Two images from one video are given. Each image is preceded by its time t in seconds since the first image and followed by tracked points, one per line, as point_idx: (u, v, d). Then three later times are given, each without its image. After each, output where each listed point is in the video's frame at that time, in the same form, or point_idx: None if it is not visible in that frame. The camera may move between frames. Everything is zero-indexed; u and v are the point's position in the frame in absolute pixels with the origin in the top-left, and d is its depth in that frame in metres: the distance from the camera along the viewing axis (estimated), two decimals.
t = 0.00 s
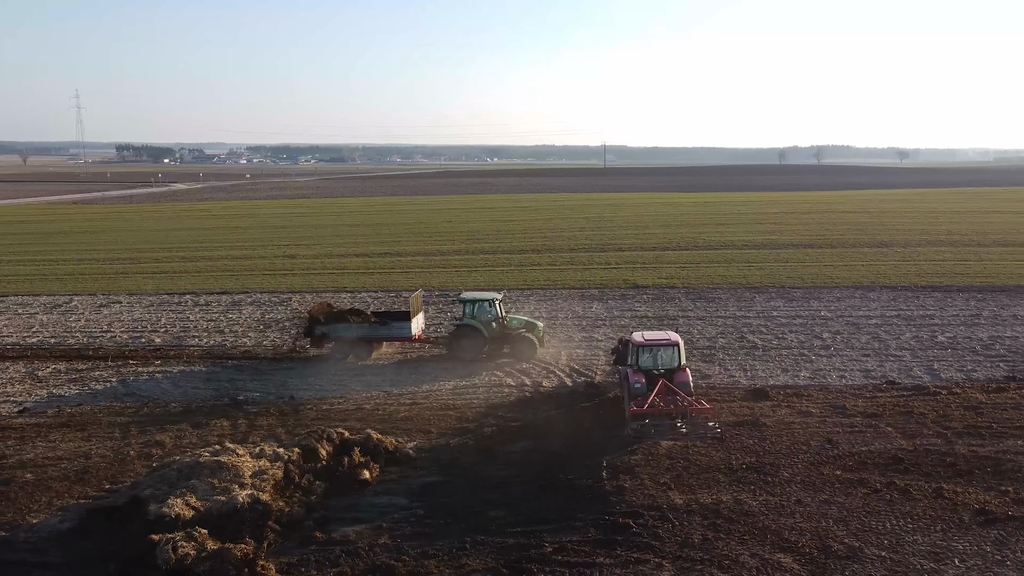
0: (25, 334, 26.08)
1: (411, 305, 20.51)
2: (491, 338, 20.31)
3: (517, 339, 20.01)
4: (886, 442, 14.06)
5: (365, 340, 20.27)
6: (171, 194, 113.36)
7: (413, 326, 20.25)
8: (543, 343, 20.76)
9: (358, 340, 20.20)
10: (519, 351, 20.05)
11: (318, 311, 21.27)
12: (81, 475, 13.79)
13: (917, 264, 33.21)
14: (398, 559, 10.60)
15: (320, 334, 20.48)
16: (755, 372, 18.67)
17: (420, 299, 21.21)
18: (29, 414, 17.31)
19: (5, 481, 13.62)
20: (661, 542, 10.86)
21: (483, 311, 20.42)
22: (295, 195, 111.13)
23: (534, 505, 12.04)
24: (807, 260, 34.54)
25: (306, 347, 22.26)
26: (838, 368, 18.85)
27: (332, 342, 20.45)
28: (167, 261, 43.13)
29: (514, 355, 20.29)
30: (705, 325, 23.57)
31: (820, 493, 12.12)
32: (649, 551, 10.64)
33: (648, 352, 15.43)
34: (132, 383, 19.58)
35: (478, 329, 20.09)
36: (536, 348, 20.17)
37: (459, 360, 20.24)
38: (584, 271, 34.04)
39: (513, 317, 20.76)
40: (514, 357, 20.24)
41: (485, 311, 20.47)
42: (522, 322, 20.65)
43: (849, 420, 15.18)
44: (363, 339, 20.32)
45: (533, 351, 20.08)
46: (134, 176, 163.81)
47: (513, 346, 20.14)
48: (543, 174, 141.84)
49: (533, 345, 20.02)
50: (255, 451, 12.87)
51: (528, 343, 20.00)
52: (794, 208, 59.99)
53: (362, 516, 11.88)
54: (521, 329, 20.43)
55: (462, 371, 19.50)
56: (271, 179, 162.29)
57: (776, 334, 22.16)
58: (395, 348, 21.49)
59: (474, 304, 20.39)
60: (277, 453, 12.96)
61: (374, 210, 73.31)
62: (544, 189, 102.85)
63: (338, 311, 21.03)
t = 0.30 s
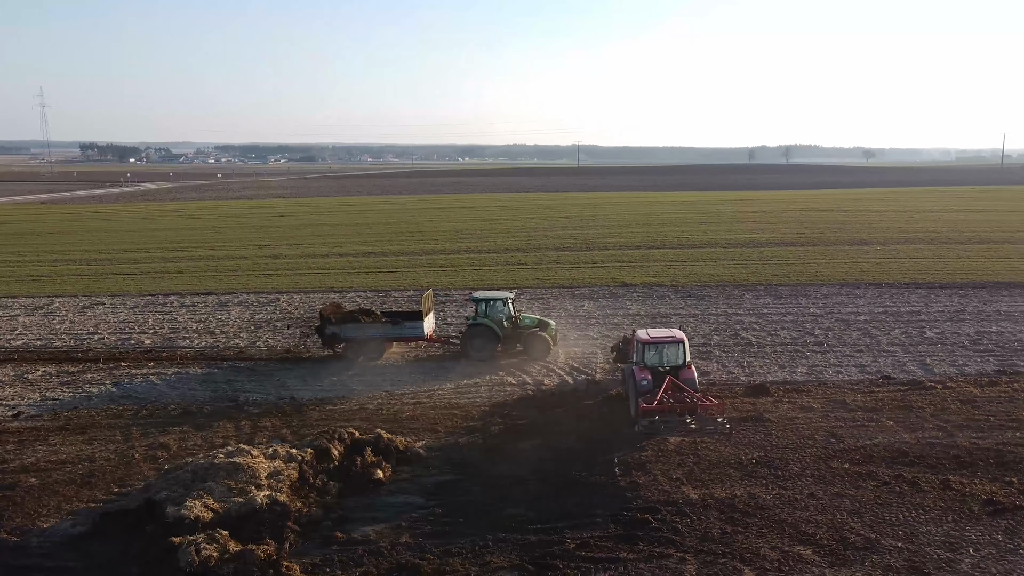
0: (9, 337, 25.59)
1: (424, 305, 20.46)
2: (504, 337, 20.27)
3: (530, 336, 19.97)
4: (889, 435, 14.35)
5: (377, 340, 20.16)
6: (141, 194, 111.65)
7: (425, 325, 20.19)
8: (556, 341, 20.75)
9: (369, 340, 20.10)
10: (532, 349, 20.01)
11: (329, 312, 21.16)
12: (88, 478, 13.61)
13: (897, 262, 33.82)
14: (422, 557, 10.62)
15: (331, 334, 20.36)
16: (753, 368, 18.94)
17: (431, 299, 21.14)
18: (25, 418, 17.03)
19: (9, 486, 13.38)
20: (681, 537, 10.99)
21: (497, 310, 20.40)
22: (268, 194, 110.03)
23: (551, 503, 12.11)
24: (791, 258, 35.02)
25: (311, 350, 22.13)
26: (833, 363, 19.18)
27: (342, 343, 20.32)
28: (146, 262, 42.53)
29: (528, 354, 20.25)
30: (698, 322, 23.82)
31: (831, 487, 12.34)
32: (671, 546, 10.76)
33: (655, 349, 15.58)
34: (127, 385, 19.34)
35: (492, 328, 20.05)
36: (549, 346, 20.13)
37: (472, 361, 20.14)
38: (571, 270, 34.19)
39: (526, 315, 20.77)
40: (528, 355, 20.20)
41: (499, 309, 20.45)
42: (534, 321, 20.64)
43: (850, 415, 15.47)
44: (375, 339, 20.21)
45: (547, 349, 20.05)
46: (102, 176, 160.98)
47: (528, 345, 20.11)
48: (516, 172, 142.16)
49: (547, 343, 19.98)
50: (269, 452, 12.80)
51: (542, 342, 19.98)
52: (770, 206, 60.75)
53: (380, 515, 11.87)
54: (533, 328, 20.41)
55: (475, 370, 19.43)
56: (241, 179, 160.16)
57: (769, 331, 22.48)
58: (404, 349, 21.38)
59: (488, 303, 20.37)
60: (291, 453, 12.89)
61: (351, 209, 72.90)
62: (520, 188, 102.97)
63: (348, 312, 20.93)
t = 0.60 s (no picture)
0: None
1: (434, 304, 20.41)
2: (516, 335, 20.30)
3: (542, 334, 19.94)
4: (889, 429, 14.62)
5: (388, 339, 20.07)
6: (110, 194, 109.76)
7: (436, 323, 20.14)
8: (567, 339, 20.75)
9: (379, 339, 19.99)
10: (544, 347, 20.03)
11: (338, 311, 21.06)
12: (91, 482, 13.41)
13: (876, 259, 34.41)
14: (443, 556, 10.62)
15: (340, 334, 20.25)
16: (748, 365, 19.17)
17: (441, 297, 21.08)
18: (18, 422, 16.71)
19: (10, 491, 13.12)
20: (698, 531, 11.11)
21: (509, 307, 20.38)
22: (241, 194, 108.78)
23: (565, 500, 12.17)
24: (773, 256, 35.46)
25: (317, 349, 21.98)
26: (826, 359, 19.49)
27: (352, 342, 20.22)
28: (122, 263, 41.87)
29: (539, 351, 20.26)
30: (689, 320, 24.04)
31: (839, 480, 12.54)
32: (689, 540, 10.88)
33: (658, 346, 15.73)
34: (119, 388, 19.05)
35: (504, 326, 20.02)
36: (561, 344, 20.16)
37: (484, 359, 20.08)
38: (556, 269, 34.28)
39: (537, 313, 20.77)
40: (540, 353, 20.23)
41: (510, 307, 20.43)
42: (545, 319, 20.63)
43: (849, 409, 15.73)
44: (384, 338, 20.12)
45: (558, 348, 20.04)
46: (67, 176, 157.67)
47: (539, 343, 20.10)
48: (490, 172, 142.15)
49: (559, 341, 20.01)
50: (279, 453, 12.71)
51: (554, 340, 19.97)
52: (746, 205, 61.47)
53: (395, 515, 11.84)
54: (544, 325, 20.43)
55: (487, 369, 19.39)
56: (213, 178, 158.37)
57: (760, 328, 22.77)
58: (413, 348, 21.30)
59: (499, 301, 20.35)
60: (301, 454, 12.83)
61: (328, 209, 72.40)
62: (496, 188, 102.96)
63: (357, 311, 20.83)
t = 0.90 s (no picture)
0: None
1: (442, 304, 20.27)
2: (525, 333, 20.21)
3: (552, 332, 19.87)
4: (887, 423, 14.87)
5: (397, 339, 19.87)
6: (75, 194, 107.67)
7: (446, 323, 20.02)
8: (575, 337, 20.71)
9: (387, 339, 19.79)
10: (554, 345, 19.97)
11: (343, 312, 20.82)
12: (92, 486, 13.15)
13: (856, 257, 34.95)
14: (462, 554, 10.59)
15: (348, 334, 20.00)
16: (743, 362, 19.36)
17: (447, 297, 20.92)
18: (8, 426, 16.33)
19: (9, 497, 12.82)
20: (713, 526, 11.21)
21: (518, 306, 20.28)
22: (211, 193, 107.49)
23: (578, 498, 12.22)
24: (753, 253, 35.84)
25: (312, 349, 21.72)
26: (818, 355, 19.75)
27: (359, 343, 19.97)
28: (96, 264, 41.10)
29: (548, 349, 20.26)
30: (679, 318, 24.21)
31: (846, 474, 12.71)
32: (705, 535, 10.96)
33: (659, 343, 15.79)
34: (109, 391, 18.69)
35: (513, 324, 19.94)
36: (570, 343, 20.12)
37: (493, 358, 20.02)
38: (541, 268, 34.31)
39: (546, 311, 20.68)
40: (549, 351, 20.22)
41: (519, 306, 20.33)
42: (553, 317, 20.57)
43: (846, 404, 15.96)
44: (393, 338, 19.92)
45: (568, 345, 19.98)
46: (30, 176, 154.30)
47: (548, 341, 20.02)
48: (463, 172, 141.83)
49: (569, 339, 20.00)
50: (287, 455, 12.58)
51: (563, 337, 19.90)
52: (722, 204, 62.05)
53: (408, 514, 11.78)
54: (553, 323, 20.36)
55: (497, 369, 19.29)
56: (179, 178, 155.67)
57: (750, 325, 23.00)
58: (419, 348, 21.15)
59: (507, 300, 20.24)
60: (309, 455, 12.73)
61: (302, 208, 71.74)
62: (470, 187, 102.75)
63: (363, 311, 20.61)
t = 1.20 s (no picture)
0: None
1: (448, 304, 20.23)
2: (533, 332, 20.15)
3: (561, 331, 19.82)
4: (883, 417, 15.12)
5: (405, 338, 19.76)
6: (36, 194, 105.23)
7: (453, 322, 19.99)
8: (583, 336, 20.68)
9: (394, 339, 19.67)
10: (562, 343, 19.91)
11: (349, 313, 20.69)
12: (91, 492, 12.86)
13: (833, 255, 35.48)
14: (478, 555, 10.53)
15: (355, 335, 19.86)
16: (736, 359, 19.54)
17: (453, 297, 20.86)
18: None
19: (5, 505, 12.47)
20: (726, 522, 11.28)
21: (526, 305, 20.21)
22: (178, 193, 105.81)
23: (588, 496, 12.23)
24: (733, 252, 36.22)
25: (303, 351, 21.48)
26: (808, 352, 20.00)
27: (366, 344, 19.84)
28: (66, 265, 40.21)
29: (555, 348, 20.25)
30: (668, 316, 24.36)
31: (849, 469, 12.89)
32: (719, 532, 11.03)
33: (659, 342, 15.88)
34: (96, 395, 18.30)
35: (521, 323, 19.87)
36: (578, 341, 20.10)
37: (502, 357, 19.96)
38: (523, 267, 34.30)
39: (553, 310, 20.66)
40: (557, 349, 20.23)
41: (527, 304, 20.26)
42: (560, 316, 20.53)
43: (842, 400, 16.19)
44: (400, 338, 19.80)
45: (576, 344, 19.96)
46: None
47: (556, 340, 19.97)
48: (434, 171, 141.47)
49: (577, 338, 20.02)
50: (294, 458, 12.42)
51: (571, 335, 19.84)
52: (696, 203, 62.60)
53: (419, 515, 11.70)
54: (560, 322, 20.35)
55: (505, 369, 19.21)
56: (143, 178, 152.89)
57: (738, 323, 23.23)
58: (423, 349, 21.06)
59: (515, 298, 20.16)
60: (316, 458, 12.58)
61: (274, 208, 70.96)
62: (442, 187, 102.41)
63: (368, 313, 20.49)
